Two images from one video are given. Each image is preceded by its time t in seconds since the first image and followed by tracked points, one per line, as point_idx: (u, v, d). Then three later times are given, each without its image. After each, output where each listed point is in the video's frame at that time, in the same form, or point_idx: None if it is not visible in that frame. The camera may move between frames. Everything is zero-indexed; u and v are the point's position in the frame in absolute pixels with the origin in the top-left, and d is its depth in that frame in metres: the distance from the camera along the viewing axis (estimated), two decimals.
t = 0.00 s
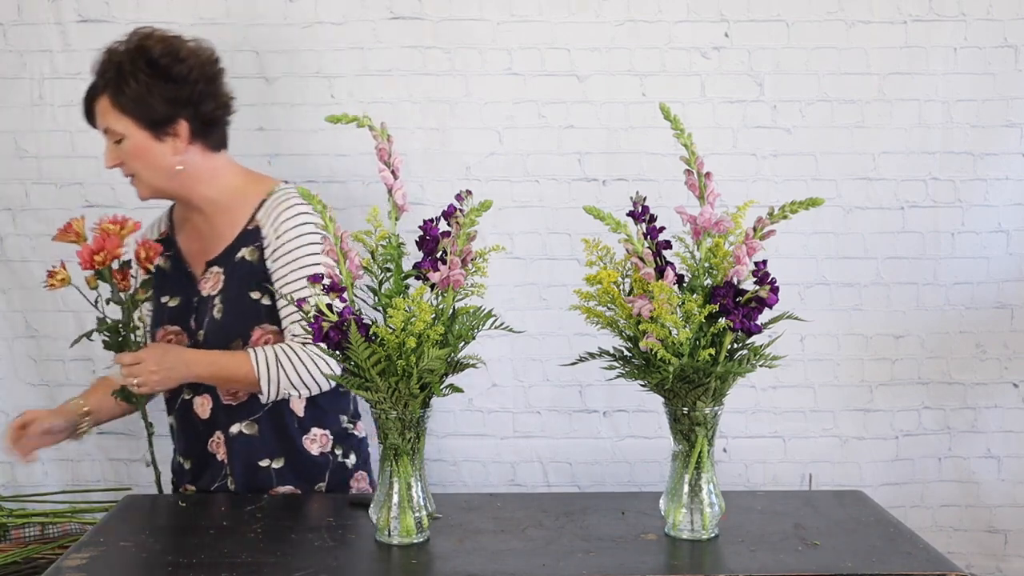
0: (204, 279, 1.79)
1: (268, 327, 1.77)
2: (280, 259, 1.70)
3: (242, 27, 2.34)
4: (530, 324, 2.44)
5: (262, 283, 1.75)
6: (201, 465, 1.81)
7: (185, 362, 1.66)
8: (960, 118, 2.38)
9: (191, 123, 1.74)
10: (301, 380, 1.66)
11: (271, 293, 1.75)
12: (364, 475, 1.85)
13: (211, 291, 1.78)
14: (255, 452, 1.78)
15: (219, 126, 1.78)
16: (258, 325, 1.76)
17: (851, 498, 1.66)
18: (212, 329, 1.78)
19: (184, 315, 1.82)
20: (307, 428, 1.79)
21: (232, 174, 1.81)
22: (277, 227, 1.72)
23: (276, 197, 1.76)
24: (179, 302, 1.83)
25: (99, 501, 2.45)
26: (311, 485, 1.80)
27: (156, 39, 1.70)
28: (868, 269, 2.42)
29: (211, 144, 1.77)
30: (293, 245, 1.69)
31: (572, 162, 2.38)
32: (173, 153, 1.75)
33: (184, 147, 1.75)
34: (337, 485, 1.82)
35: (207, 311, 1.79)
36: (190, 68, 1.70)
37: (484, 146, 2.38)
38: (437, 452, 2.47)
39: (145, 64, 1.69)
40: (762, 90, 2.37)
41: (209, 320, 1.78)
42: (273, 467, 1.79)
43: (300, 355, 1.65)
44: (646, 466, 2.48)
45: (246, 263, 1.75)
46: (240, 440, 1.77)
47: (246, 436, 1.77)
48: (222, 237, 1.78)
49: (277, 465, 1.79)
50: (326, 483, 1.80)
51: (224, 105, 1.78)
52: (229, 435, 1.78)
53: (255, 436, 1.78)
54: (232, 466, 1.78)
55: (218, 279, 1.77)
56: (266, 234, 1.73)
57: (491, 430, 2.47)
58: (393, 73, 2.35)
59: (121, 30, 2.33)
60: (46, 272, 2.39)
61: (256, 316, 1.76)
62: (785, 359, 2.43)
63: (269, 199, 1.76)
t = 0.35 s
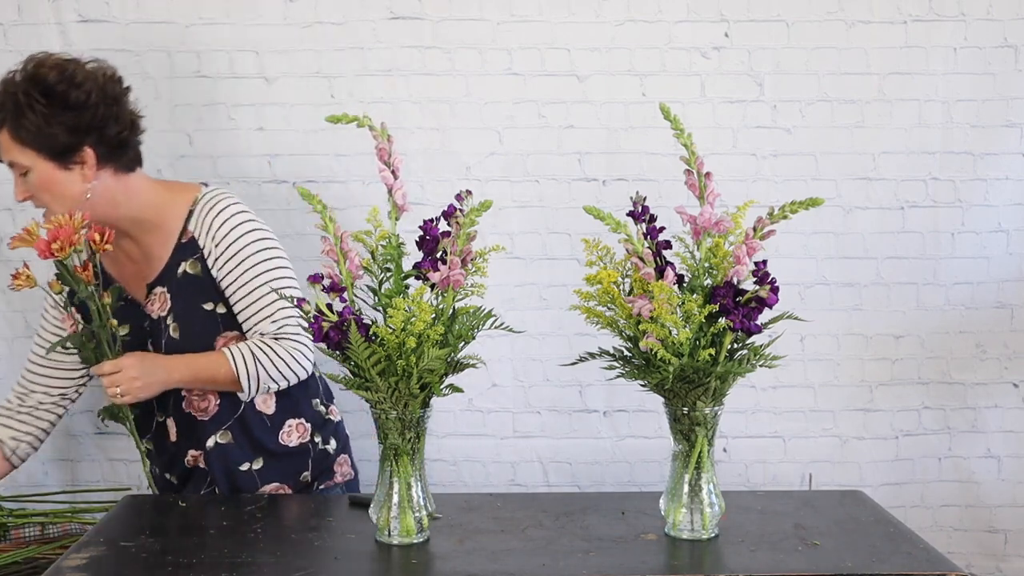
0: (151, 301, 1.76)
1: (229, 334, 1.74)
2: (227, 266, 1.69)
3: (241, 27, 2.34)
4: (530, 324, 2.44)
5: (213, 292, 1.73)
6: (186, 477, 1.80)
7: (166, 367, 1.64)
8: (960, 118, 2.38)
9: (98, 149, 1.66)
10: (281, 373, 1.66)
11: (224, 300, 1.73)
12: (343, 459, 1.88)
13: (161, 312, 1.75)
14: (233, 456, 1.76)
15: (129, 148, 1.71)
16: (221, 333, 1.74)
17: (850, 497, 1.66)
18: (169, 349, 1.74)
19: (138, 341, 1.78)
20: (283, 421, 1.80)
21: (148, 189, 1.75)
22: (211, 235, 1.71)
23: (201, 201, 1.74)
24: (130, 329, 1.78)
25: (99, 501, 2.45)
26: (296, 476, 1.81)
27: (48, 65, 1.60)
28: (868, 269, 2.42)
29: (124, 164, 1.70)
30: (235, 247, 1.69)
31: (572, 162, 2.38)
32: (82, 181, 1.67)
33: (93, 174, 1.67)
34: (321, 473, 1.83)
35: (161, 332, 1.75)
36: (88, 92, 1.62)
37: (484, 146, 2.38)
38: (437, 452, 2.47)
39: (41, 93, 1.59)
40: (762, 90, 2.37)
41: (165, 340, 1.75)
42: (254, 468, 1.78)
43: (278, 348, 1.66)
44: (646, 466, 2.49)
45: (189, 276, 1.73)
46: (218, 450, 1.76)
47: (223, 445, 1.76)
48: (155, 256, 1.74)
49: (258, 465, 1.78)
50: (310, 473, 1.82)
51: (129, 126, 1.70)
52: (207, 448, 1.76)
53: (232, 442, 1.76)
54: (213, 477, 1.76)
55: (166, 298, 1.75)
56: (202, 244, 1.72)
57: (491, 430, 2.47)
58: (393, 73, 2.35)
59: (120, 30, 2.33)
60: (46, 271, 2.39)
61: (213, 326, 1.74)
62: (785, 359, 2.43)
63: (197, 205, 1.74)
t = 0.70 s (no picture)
0: (132, 309, 1.76)
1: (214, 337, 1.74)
2: (210, 270, 1.69)
3: (241, 27, 2.34)
4: (530, 324, 2.44)
5: (195, 296, 1.72)
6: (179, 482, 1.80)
7: (157, 374, 1.64)
8: (960, 118, 2.38)
9: (62, 162, 1.62)
10: (271, 370, 1.66)
11: (206, 304, 1.73)
12: (334, 452, 1.89)
13: (143, 319, 1.75)
14: (225, 458, 1.77)
15: (97, 159, 1.66)
16: (206, 337, 1.74)
17: (850, 497, 1.66)
18: (155, 356, 1.74)
19: (122, 351, 1.78)
20: (272, 419, 1.79)
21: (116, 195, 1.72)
22: (190, 239, 1.70)
23: (177, 205, 1.73)
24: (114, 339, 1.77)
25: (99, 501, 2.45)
26: (289, 473, 1.82)
27: (7, 77, 1.55)
28: (868, 269, 2.42)
29: (90, 174, 1.66)
30: (216, 250, 1.68)
31: (572, 162, 2.38)
32: (48, 193, 1.63)
33: (59, 186, 1.64)
34: (314, 467, 1.85)
35: (145, 339, 1.75)
36: (50, 104, 1.57)
37: (484, 145, 2.38)
38: (437, 452, 2.47)
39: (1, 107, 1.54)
40: (762, 90, 2.37)
41: (151, 347, 1.74)
42: (246, 467, 1.78)
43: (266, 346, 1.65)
44: (646, 466, 2.49)
45: (171, 282, 1.72)
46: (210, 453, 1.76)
47: (214, 447, 1.76)
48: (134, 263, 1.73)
49: (250, 464, 1.79)
50: (303, 468, 1.83)
51: (95, 137, 1.65)
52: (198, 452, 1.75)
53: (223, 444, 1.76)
54: (206, 480, 1.77)
55: (147, 305, 1.74)
56: (181, 249, 1.71)
57: (491, 430, 2.47)
58: (393, 73, 2.35)
59: (120, 30, 2.32)
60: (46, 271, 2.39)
61: (197, 331, 1.73)
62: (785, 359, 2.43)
63: (173, 208, 1.73)
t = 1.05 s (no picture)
0: (126, 304, 1.75)
1: (205, 340, 1.73)
2: (203, 271, 1.68)
3: (242, 27, 2.34)
4: (530, 324, 2.44)
5: (188, 297, 1.71)
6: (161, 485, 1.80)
7: (143, 372, 1.64)
8: (960, 118, 2.38)
9: (69, 150, 1.63)
10: (258, 377, 1.65)
11: (198, 305, 1.71)
12: (326, 458, 1.88)
13: (136, 315, 1.74)
14: (213, 463, 1.77)
15: (104, 148, 1.67)
16: (196, 338, 1.73)
17: (849, 497, 1.66)
18: (145, 353, 1.74)
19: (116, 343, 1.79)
20: (263, 426, 1.79)
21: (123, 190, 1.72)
22: (188, 239, 1.69)
23: (180, 203, 1.73)
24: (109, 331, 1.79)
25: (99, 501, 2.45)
26: (278, 479, 1.82)
27: (19, 64, 1.59)
28: (868, 269, 2.42)
29: (97, 165, 1.67)
30: (212, 253, 1.67)
31: (572, 162, 2.38)
32: (54, 180, 1.64)
33: (65, 173, 1.65)
34: (303, 473, 1.85)
35: (137, 335, 1.75)
36: (59, 93, 1.59)
37: (484, 145, 2.38)
38: (437, 452, 2.47)
39: (11, 94, 1.58)
40: (762, 90, 2.37)
41: (141, 344, 1.74)
42: (235, 473, 1.78)
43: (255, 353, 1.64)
44: (646, 466, 2.49)
45: (166, 280, 1.71)
46: (195, 457, 1.76)
47: (201, 451, 1.76)
48: (133, 258, 1.73)
49: (238, 471, 1.78)
50: (292, 474, 1.83)
51: (104, 127, 1.66)
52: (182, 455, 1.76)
53: (209, 450, 1.76)
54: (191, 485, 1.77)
55: (141, 302, 1.73)
56: (178, 248, 1.70)
57: (491, 430, 2.47)
58: (393, 73, 2.35)
59: (120, 30, 2.33)
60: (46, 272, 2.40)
61: (188, 332, 1.72)
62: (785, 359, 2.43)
63: (175, 207, 1.73)
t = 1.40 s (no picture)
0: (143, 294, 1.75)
1: (214, 338, 1.73)
2: (219, 270, 1.67)
3: (242, 27, 2.34)
4: (530, 324, 2.44)
5: (201, 294, 1.71)
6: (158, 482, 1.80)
7: (143, 368, 1.62)
8: (960, 118, 2.38)
9: (100, 137, 1.64)
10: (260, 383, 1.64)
11: (211, 304, 1.71)
12: (327, 466, 1.88)
13: (151, 306, 1.74)
14: (213, 463, 1.77)
15: (134, 136, 1.68)
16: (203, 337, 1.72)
17: (849, 497, 1.66)
18: (156, 345, 1.74)
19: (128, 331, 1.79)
20: (266, 430, 1.79)
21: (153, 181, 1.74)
22: (208, 237, 1.69)
23: (207, 201, 1.72)
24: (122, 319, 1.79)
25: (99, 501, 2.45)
26: (277, 483, 1.82)
27: (56, 49, 1.59)
28: (869, 268, 2.42)
29: (127, 152, 1.68)
30: (228, 254, 1.66)
31: (572, 162, 2.38)
32: (85, 166, 1.65)
33: (96, 160, 1.66)
34: (304, 480, 1.84)
35: (149, 326, 1.75)
36: (92, 80, 1.59)
37: (484, 145, 2.38)
38: (437, 452, 2.47)
39: (46, 79, 1.59)
40: (762, 90, 2.37)
41: (152, 336, 1.74)
42: (234, 475, 1.78)
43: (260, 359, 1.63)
44: (646, 466, 2.49)
45: (184, 275, 1.71)
46: (196, 453, 1.76)
47: (201, 448, 1.76)
48: (155, 249, 1.73)
49: (238, 473, 1.78)
50: (292, 479, 1.83)
51: (135, 115, 1.67)
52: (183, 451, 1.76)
53: (210, 448, 1.76)
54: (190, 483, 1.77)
55: (156, 293, 1.73)
56: (198, 244, 1.70)
57: (491, 430, 2.47)
58: (393, 73, 2.35)
59: (120, 30, 2.33)
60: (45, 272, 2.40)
61: (199, 329, 1.72)
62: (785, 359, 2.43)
63: (199, 204, 1.73)
